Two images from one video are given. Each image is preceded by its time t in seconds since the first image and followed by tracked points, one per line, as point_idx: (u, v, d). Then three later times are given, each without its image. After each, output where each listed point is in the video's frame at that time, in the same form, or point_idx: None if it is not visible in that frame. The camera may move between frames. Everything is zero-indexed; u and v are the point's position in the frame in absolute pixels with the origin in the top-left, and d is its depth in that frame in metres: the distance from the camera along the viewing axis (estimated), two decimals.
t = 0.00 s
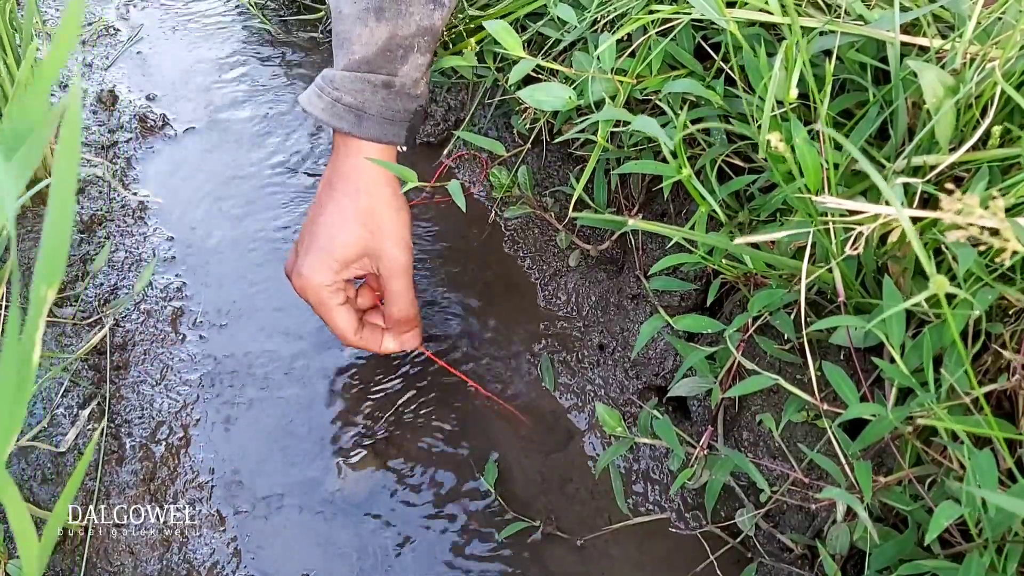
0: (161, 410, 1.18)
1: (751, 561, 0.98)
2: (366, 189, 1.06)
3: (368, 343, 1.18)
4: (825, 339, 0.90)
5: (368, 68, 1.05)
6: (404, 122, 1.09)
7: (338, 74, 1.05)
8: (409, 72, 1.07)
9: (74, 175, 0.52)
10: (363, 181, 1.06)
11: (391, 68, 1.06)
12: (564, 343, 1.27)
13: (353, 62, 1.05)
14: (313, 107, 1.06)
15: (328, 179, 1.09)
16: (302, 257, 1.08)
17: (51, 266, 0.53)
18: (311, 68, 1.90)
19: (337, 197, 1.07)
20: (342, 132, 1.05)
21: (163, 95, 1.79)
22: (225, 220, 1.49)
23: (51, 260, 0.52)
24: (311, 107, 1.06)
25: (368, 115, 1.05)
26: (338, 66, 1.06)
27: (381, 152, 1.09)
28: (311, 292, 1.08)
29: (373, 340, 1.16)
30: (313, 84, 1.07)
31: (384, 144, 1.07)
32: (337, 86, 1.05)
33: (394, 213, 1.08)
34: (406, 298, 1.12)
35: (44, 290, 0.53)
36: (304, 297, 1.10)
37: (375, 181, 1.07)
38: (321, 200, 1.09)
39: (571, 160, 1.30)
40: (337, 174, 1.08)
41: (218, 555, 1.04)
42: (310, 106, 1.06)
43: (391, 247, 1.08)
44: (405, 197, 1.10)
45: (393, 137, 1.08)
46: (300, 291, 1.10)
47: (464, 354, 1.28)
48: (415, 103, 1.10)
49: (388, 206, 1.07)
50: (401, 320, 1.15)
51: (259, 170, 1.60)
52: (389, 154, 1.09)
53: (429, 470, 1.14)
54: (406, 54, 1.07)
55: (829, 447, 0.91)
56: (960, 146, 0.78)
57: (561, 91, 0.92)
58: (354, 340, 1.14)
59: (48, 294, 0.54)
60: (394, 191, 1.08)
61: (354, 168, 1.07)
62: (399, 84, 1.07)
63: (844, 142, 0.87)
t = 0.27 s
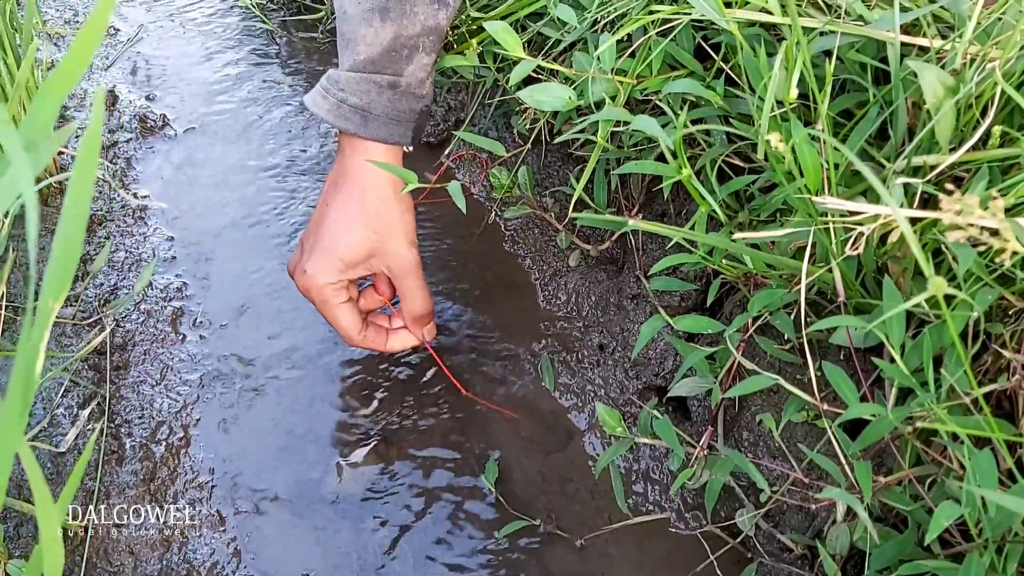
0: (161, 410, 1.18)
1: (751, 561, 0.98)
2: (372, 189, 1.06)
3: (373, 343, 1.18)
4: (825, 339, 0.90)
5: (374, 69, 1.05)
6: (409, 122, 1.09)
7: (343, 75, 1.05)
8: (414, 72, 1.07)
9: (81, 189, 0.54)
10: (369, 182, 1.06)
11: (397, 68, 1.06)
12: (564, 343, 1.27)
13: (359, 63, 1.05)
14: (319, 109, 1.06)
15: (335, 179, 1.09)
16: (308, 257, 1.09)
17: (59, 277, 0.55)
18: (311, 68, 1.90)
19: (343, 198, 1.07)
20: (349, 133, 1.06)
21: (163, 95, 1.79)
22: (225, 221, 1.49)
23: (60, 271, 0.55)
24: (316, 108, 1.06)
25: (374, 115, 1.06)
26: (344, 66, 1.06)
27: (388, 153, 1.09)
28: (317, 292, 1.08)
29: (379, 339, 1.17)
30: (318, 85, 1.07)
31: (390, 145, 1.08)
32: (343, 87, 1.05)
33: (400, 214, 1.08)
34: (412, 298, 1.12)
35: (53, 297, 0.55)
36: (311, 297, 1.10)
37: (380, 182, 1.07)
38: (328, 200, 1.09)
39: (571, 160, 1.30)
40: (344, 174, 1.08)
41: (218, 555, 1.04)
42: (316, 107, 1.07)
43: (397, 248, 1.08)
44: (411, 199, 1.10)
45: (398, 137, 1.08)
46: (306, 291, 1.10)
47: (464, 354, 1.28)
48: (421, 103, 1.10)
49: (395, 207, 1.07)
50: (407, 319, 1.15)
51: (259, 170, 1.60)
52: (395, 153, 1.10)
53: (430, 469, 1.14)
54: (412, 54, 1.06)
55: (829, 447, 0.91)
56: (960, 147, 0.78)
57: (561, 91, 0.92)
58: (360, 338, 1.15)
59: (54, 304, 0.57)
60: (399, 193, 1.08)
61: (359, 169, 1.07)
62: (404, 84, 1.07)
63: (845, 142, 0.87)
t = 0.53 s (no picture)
0: (161, 410, 1.18)
1: (751, 561, 0.98)
2: (374, 190, 1.07)
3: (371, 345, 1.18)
4: (825, 339, 0.90)
5: (378, 70, 1.05)
6: (413, 124, 1.09)
7: (347, 77, 1.05)
8: (418, 74, 1.07)
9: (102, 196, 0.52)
10: (372, 182, 1.07)
11: (400, 69, 1.06)
12: (564, 343, 1.27)
13: (363, 64, 1.05)
14: (322, 110, 1.06)
15: (338, 179, 1.10)
16: (308, 254, 1.08)
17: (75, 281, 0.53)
18: (310, 68, 1.90)
19: (345, 198, 1.07)
20: (352, 135, 1.06)
21: (163, 94, 1.79)
22: (224, 220, 1.49)
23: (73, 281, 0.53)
24: (320, 109, 1.06)
25: (378, 117, 1.06)
26: (348, 68, 1.06)
27: (390, 154, 1.10)
28: (318, 291, 1.08)
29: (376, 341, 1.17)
30: (321, 86, 1.07)
31: (393, 146, 1.08)
32: (347, 89, 1.05)
33: (402, 216, 1.09)
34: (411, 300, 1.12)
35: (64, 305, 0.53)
36: (310, 296, 1.10)
37: (383, 184, 1.07)
38: (330, 199, 1.09)
39: (571, 160, 1.30)
40: (346, 174, 1.08)
41: (218, 555, 1.04)
42: (319, 109, 1.06)
43: (399, 249, 1.09)
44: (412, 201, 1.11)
45: (402, 138, 1.08)
46: (306, 291, 1.10)
47: (464, 354, 1.28)
48: (423, 104, 1.10)
49: (397, 209, 1.08)
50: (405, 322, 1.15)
51: (259, 170, 1.60)
52: (398, 155, 1.11)
53: (429, 469, 1.14)
54: (415, 55, 1.06)
55: (829, 447, 0.91)
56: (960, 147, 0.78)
57: (561, 92, 0.92)
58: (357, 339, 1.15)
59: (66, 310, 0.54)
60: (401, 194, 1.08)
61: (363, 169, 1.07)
62: (408, 86, 1.07)
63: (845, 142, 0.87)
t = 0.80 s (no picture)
0: (161, 410, 1.18)
1: (751, 561, 0.98)
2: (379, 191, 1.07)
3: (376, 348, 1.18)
4: (825, 339, 0.90)
5: (380, 71, 1.05)
6: (416, 124, 1.09)
7: (350, 78, 1.05)
8: (420, 74, 1.07)
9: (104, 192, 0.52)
10: (376, 183, 1.07)
11: (403, 70, 1.06)
12: (564, 343, 1.27)
13: (365, 65, 1.05)
14: (325, 111, 1.06)
15: (341, 181, 1.10)
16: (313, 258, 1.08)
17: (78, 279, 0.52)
18: (310, 68, 1.90)
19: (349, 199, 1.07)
20: (356, 136, 1.06)
21: (163, 94, 1.79)
22: (224, 220, 1.49)
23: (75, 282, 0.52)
24: (323, 110, 1.06)
25: (381, 118, 1.06)
26: (350, 69, 1.06)
27: (393, 156, 1.10)
28: (322, 294, 1.08)
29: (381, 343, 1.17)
30: (324, 87, 1.07)
31: (396, 146, 1.09)
32: (349, 89, 1.05)
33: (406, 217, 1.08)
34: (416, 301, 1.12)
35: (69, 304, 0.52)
36: (314, 298, 1.09)
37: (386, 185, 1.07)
38: (334, 202, 1.09)
39: (571, 160, 1.30)
40: (350, 176, 1.08)
41: (218, 555, 1.04)
42: (322, 110, 1.06)
43: (403, 251, 1.08)
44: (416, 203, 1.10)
45: (404, 139, 1.08)
46: (310, 293, 1.10)
47: (464, 354, 1.28)
48: (426, 105, 1.10)
49: (400, 211, 1.09)
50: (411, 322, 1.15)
51: (259, 170, 1.60)
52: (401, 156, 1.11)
53: (430, 469, 1.14)
54: (417, 56, 1.07)
55: (829, 447, 0.91)
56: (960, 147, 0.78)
57: (561, 92, 0.92)
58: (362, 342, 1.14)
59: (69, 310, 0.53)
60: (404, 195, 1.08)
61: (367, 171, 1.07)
62: (410, 87, 1.07)
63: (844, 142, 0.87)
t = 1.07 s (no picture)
0: (161, 410, 1.18)
1: (751, 562, 0.98)
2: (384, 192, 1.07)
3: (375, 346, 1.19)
4: (825, 339, 0.90)
5: (382, 71, 1.05)
6: (418, 125, 1.09)
7: (352, 78, 1.05)
8: (422, 75, 1.07)
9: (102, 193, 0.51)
10: (380, 185, 1.07)
11: (405, 70, 1.06)
12: (564, 344, 1.27)
13: (367, 66, 1.05)
14: (327, 112, 1.06)
15: (343, 182, 1.09)
16: (319, 258, 1.08)
17: (77, 282, 0.51)
18: (310, 69, 1.90)
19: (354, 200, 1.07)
20: (359, 136, 1.06)
21: (163, 95, 1.79)
22: (224, 221, 1.49)
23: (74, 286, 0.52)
24: (326, 110, 1.06)
25: (383, 118, 1.06)
26: (352, 69, 1.06)
27: (396, 155, 1.10)
28: (326, 292, 1.08)
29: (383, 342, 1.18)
30: (327, 87, 1.08)
31: (399, 147, 1.09)
32: (351, 90, 1.05)
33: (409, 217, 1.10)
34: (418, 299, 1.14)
35: (68, 308, 0.52)
36: (319, 298, 1.10)
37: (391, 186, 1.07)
38: (337, 200, 1.09)
39: (571, 160, 1.30)
40: (353, 177, 1.08)
41: (218, 555, 1.04)
42: (325, 110, 1.07)
43: (408, 250, 1.10)
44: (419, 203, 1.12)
45: (406, 140, 1.08)
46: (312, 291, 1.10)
47: (464, 355, 1.28)
48: (428, 105, 1.10)
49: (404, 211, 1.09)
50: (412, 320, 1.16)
51: (259, 171, 1.60)
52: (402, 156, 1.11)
53: (429, 470, 1.14)
54: (419, 56, 1.07)
55: (829, 447, 0.91)
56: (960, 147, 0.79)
57: (560, 93, 0.92)
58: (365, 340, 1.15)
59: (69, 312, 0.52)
60: (409, 196, 1.08)
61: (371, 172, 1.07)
62: (412, 87, 1.06)
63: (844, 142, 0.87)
